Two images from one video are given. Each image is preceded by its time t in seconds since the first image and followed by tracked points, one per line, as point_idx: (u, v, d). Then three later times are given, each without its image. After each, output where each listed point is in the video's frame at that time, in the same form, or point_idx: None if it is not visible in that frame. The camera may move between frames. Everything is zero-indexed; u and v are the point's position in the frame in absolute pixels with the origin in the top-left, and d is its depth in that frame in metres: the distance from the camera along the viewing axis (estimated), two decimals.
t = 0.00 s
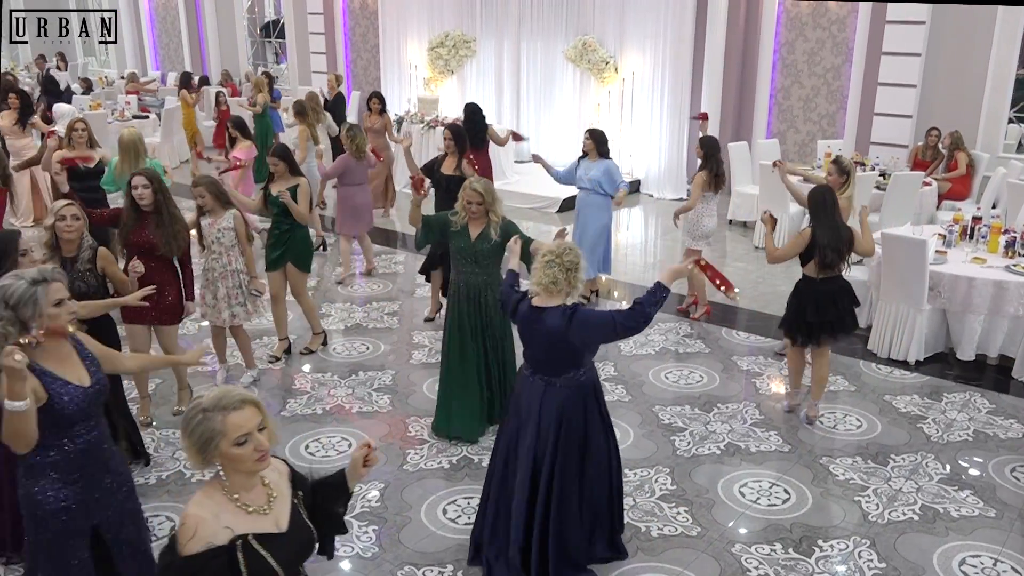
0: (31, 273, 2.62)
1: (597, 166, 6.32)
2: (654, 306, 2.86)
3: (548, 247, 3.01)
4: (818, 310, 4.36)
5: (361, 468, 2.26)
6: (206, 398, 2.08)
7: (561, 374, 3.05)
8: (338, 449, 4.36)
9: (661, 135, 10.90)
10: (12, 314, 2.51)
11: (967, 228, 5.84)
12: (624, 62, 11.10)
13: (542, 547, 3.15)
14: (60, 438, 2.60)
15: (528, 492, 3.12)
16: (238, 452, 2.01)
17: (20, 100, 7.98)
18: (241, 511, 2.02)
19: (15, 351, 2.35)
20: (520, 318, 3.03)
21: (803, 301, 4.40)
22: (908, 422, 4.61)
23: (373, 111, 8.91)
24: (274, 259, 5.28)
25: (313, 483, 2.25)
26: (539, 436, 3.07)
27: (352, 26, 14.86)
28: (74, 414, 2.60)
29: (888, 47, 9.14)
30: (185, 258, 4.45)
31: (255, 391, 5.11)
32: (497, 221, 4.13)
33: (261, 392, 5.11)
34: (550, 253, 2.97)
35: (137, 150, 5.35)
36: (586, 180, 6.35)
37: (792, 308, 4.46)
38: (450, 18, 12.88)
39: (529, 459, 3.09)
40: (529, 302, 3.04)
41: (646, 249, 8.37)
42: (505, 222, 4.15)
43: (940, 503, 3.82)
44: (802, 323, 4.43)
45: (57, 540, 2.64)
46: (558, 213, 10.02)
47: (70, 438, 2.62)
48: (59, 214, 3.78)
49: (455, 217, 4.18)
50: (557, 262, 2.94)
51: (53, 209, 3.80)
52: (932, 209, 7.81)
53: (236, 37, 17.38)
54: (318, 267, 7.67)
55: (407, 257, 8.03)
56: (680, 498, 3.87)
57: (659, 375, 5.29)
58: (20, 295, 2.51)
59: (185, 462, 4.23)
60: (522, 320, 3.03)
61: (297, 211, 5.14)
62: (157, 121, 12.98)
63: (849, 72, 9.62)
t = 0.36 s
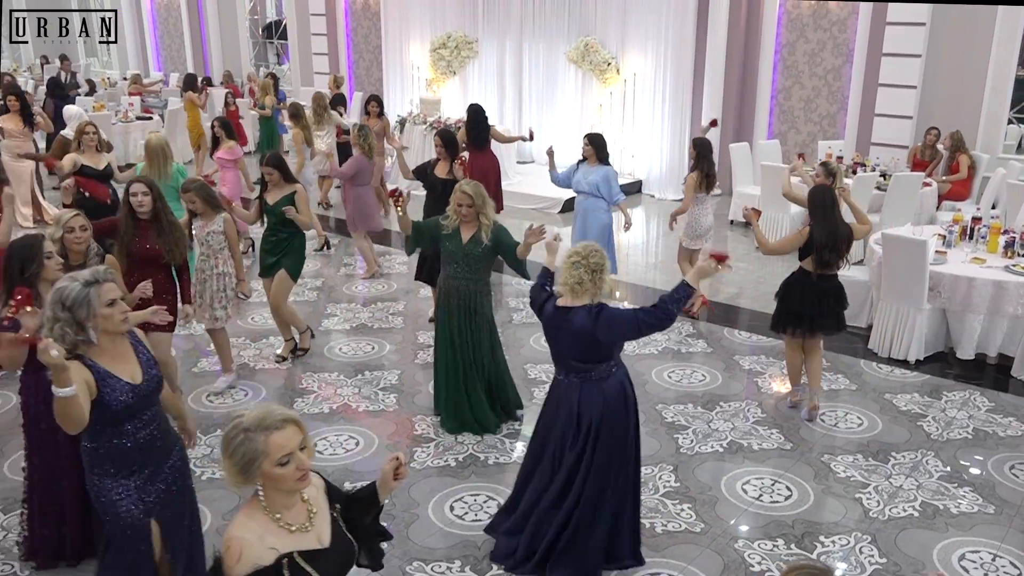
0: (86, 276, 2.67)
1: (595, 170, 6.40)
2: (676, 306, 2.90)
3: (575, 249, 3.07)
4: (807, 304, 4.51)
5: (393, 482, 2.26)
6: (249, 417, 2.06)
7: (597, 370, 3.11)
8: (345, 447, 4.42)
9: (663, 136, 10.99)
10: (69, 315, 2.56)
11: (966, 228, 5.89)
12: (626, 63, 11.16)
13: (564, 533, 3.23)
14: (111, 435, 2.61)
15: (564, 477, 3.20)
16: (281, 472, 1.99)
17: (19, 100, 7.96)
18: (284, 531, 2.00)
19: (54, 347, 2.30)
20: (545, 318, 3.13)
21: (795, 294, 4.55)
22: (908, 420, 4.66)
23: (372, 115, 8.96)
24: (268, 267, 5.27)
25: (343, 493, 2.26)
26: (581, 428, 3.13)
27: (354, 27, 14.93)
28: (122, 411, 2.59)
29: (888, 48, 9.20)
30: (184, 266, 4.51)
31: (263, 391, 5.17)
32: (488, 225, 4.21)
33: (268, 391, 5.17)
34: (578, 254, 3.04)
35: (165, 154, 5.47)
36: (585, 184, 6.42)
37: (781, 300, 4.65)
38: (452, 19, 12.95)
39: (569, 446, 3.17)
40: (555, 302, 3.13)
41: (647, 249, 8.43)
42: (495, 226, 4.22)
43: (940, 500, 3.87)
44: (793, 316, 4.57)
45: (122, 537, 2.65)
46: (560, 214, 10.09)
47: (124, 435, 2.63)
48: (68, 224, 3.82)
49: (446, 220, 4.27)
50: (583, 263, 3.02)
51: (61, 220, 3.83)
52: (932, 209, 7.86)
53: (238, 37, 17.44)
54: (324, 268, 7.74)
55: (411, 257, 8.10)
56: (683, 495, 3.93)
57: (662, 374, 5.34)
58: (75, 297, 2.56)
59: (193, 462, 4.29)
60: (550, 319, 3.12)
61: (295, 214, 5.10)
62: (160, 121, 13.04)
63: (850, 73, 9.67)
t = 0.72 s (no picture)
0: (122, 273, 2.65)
1: (592, 168, 6.46)
2: (699, 281, 3.06)
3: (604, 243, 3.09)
4: (802, 296, 4.71)
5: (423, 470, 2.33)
6: (301, 406, 2.10)
7: (621, 362, 3.15)
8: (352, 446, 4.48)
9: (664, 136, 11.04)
10: (103, 311, 2.56)
11: (966, 229, 5.95)
12: (627, 64, 11.23)
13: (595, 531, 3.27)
14: (145, 430, 2.63)
15: (591, 471, 3.24)
16: (330, 460, 2.04)
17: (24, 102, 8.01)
18: (326, 520, 2.06)
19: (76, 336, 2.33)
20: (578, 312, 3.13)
21: (792, 290, 4.74)
22: (908, 419, 4.72)
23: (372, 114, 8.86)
24: (274, 272, 5.21)
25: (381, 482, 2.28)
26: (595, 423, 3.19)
27: (356, 29, 14.98)
28: (159, 402, 2.61)
29: (888, 50, 9.26)
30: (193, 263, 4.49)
31: (269, 390, 5.23)
32: (486, 225, 4.24)
33: (274, 390, 5.22)
34: (609, 246, 3.06)
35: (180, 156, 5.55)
36: (582, 182, 6.48)
37: (779, 297, 4.83)
38: (453, 20, 13.02)
39: (587, 444, 3.21)
40: (587, 295, 3.13)
41: (649, 249, 8.48)
42: (493, 226, 4.26)
43: (939, 497, 3.93)
44: (790, 310, 4.77)
45: (157, 531, 2.69)
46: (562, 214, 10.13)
47: (155, 431, 2.65)
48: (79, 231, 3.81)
49: (444, 222, 4.32)
50: (615, 256, 3.05)
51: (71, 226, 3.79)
52: (932, 210, 7.92)
53: (240, 39, 17.49)
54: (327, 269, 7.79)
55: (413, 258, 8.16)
56: (686, 492, 3.99)
57: (664, 373, 5.40)
58: (110, 295, 2.54)
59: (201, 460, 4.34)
60: (581, 312, 3.12)
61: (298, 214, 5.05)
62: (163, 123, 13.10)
63: (849, 74, 9.73)
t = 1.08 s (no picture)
0: (156, 278, 2.75)
1: (580, 169, 6.50)
2: (731, 288, 3.03)
3: (629, 243, 3.16)
4: (803, 293, 4.76)
5: (459, 464, 2.33)
6: (343, 407, 2.15)
7: (649, 356, 3.23)
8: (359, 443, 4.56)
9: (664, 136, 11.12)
10: (138, 314, 2.62)
11: (964, 229, 6.01)
12: (627, 65, 11.32)
13: (616, 529, 3.35)
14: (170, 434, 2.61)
15: (616, 467, 3.30)
16: (373, 460, 2.08)
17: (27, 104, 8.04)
18: (365, 521, 2.09)
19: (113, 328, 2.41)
20: (608, 306, 3.20)
21: (793, 287, 4.79)
22: (907, 416, 4.79)
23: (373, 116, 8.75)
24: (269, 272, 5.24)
25: (420, 483, 2.33)
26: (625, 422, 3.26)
27: (357, 30, 15.03)
28: (189, 408, 2.62)
29: (887, 51, 9.33)
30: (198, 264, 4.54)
31: (275, 389, 5.29)
32: (481, 226, 4.28)
33: (281, 389, 5.28)
34: (635, 246, 3.13)
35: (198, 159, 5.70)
36: (569, 179, 6.57)
37: (780, 294, 4.88)
38: (454, 21, 13.09)
39: (613, 443, 3.28)
40: (613, 290, 3.21)
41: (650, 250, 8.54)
42: (488, 227, 4.29)
43: (938, 492, 4.00)
44: (790, 306, 4.82)
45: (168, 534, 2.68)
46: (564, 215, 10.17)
47: (179, 434, 2.63)
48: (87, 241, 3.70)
49: (439, 225, 4.33)
50: (642, 256, 3.11)
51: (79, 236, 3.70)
52: (930, 210, 7.98)
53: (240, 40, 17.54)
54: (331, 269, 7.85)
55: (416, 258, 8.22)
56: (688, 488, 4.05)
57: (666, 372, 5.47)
58: (143, 298, 2.62)
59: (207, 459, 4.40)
60: (607, 307, 3.20)
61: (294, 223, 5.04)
62: (164, 123, 13.15)
63: (848, 75, 9.79)
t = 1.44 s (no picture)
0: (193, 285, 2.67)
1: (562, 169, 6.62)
2: (760, 292, 3.32)
3: (658, 250, 3.23)
4: (806, 294, 4.83)
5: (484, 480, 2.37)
6: (380, 421, 2.16)
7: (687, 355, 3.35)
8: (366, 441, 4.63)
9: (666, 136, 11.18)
10: (174, 323, 2.57)
11: (963, 228, 6.07)
12: (627, 66, 11.40)
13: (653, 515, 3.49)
14: (207, 439, 2.59)
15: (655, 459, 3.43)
16: (412, 472, 2.08)
17: (32, 106, 8.11)
18: (406, 533, 2.08)
19: (122, 350, 2.41)
20: (638, 311, 3.30)
21: (795, 288, 4.86)
22: (906, 413, 4.85)
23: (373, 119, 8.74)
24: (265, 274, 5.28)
25: (446, 496, 2.33)
26: (664, 420, 3.38)
27: (358, 31, 15.09)
28: (216, 417, 2.58)
29: (886, 52, 9.40)
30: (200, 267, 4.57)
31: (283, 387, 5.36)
32: (472, 225, 4.31)
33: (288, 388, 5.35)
34: (666, 255, 3.21)
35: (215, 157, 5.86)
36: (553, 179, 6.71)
37: (780, 294, 4.94)
38: (455, 22, 13.16)
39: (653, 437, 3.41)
40: (643, 295, 3.31)
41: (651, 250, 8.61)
42: (478, 227, 4.33)
43: (937, 488, 4.06)
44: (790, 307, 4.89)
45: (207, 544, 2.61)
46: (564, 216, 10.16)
47: (217, 441, 2.60)
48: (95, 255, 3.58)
49: (427, 233, 4.24)
50: (673, 264, 3.20)
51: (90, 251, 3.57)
52: (929, 210, 8.05)
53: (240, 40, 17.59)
54: (335, 269, 7.91)
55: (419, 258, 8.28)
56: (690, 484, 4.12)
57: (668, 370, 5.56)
58: (180, 306, 2.56)
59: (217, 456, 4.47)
60: (640, 313, 3.29)
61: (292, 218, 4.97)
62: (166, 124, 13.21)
63: (848, 76, 9.86)
